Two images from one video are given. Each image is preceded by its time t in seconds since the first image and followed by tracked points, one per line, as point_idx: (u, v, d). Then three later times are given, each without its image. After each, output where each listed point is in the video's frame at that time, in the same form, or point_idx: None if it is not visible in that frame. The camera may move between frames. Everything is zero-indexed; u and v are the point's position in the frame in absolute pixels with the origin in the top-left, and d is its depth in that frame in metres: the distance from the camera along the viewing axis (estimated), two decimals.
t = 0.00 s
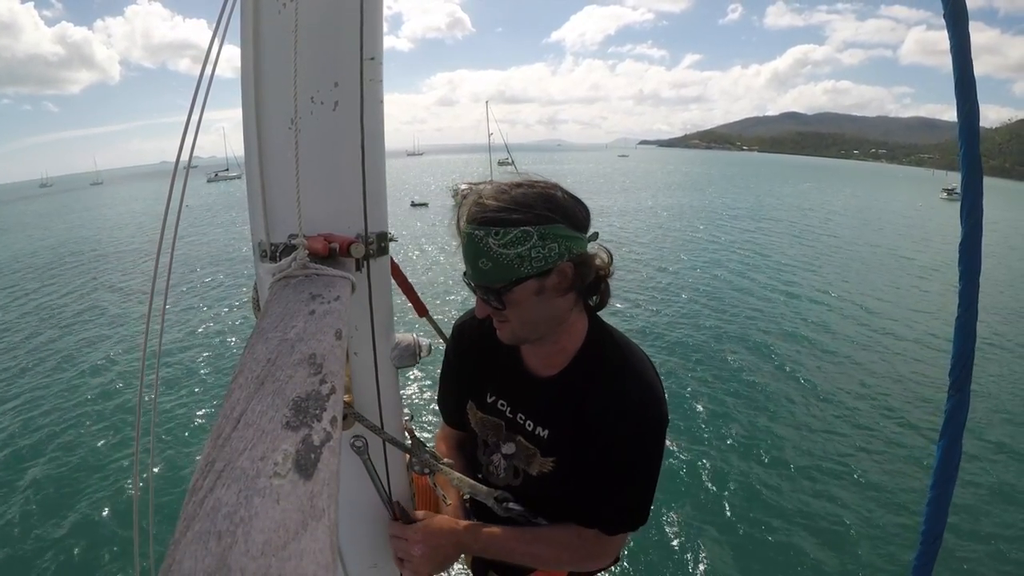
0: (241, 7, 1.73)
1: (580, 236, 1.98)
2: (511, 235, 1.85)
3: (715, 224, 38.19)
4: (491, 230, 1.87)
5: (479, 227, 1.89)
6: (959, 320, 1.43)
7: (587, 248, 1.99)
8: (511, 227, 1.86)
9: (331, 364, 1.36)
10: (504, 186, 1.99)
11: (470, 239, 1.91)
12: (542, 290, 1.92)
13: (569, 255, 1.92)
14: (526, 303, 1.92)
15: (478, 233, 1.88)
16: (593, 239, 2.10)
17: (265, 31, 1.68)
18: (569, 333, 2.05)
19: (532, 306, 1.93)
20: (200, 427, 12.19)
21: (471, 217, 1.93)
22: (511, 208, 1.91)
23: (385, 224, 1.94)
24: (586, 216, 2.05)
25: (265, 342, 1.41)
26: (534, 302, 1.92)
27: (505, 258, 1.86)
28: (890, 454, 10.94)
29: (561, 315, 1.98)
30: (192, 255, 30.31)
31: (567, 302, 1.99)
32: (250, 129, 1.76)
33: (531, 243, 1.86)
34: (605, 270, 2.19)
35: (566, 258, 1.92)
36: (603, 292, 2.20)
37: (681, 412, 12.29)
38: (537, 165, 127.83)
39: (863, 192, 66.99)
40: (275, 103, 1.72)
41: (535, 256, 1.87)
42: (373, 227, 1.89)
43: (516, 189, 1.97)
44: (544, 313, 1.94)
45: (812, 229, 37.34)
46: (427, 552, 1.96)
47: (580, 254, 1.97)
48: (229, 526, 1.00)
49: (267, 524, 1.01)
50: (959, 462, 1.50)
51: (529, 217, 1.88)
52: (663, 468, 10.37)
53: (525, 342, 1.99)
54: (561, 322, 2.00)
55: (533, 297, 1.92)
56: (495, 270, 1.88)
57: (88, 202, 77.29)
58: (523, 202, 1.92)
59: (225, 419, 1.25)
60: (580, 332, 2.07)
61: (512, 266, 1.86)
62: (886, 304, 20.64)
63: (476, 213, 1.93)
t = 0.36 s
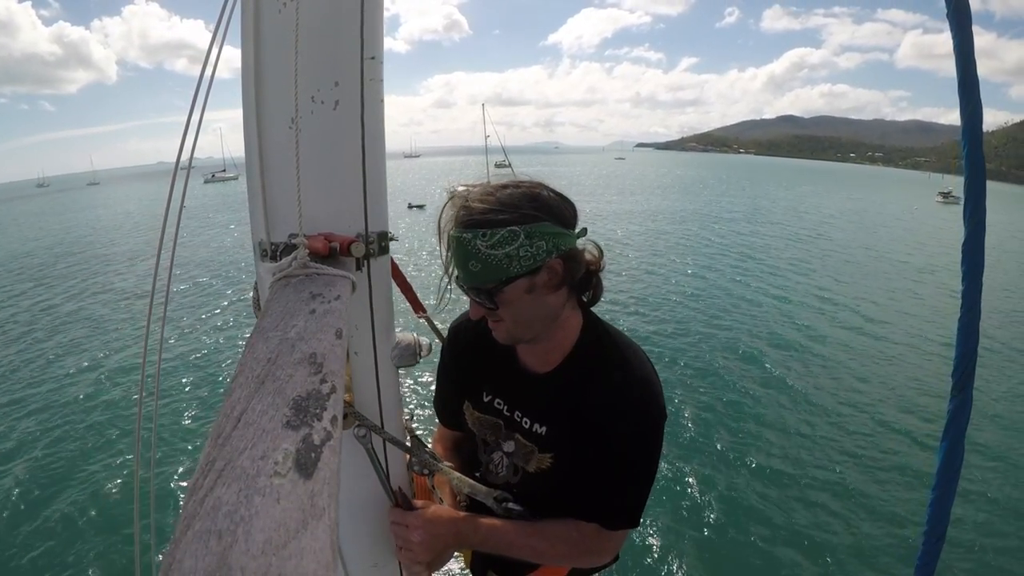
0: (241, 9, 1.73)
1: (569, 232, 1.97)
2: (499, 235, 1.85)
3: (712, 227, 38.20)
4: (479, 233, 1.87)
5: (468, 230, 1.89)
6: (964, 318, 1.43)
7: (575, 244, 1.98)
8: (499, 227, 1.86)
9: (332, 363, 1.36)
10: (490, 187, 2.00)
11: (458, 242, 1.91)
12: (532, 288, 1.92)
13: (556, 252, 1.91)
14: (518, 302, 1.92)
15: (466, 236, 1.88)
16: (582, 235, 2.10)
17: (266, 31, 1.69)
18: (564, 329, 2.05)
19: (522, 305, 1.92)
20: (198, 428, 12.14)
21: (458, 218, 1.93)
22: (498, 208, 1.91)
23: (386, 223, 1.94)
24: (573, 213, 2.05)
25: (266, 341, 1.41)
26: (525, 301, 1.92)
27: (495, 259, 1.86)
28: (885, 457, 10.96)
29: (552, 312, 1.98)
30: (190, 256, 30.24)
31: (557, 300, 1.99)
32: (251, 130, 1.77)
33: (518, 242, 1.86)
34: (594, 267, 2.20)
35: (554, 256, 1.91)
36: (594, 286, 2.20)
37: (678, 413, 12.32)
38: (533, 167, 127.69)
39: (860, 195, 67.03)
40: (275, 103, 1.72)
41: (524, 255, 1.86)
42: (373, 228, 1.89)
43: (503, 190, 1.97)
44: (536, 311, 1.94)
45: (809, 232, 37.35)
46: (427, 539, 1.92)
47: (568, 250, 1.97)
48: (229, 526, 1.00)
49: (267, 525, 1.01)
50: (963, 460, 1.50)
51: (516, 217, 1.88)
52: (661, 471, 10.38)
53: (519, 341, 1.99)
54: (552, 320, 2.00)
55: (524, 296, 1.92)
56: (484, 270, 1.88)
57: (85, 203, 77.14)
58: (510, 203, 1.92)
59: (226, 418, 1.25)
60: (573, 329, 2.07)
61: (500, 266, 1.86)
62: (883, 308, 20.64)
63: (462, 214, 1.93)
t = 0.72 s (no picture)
0: (241, 12, 1.74)
1: (563, 234, 1.98)
2: (492, 238, 1.86)
3: (710, 229, 38.29)
4: (472, 237, 1.88)
5: (461, 234, 1.90)
6: (959, 319, 1.43)
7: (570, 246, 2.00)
8: (491, 231, 1.87)
9: (331, 365, 1.36)
10: (484, 191, 2.01)
11: (453, 247, 1.92)
12: (527, 291, 1.92)
13: (550, 254, 1.92)
14: (513, 304, 1.92)
15: (459, 240, 1.89)
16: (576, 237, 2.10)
17: (265, 32, 1.69)
18: (559, 332, 2.06)
19: (518, 307, 1.93)
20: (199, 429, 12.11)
21: (452, 221, 1.94)
22: (492, 212, 1.92)
23: (385, 225, 1.95)
24: (566, 215, 2.05)
25: (265, 342, 1.41)
26: (520, 304, 1.93)
27: (489, 262, 1.87)
28: (882, 460, 10.98)
29: (548, 314, 1.98)
30: (187, 258, 30.17)
31: (553, 302, 1.99)
32: (250, 132, 1.77)
33: (511, 246, 1.86)
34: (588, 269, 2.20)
35: (548, 258, 1.92)
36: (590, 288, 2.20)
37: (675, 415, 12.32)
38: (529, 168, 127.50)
39: (857, 197, 67.24)
40: (274, 104, 1.72)
41: (517, 258, 1.87)
42: (373, 229, 1.90)
43: (497, 194, 1.99)
44: (531, 314, 1.95)
45: (806, 235, 37.45)
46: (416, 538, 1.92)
47: (562, 252, 1.98)
48: (229, 528, 1.00)
49: (266, 526, 1.01)
50: (960, 461, 1.50)
51: (508, 220, 1.88)
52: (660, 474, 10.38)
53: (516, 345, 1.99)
54: (549, 323, 2.00)
55: (519, 298, 1.92)
56: (478, 275, 1.88)
57: (81, 204, 76.97)
58: (503, 207, 1.93)
59: (225, 421, 1.25)
60: (569, 332, 2.08)
61: (495, 269, 1.86)
62: (881, 310, 20.70)
63: (457, 218, 1.94)
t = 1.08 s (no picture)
0: (241, 13, 1.73)
1: (550, 240, 1.94)
2: (475, 248, 1.85)
3: (707, 229, 38.34)
4: (454, 246, 1.88)
5: (445, 244, 1.90)
6: (959, 320, 1.43)
7: (559, 253, 1.95)
8: (475, 239, 1.86)
9: (330, 368, 1.35)
10: (473, 198, 1.99)
11: (439, 256, 1.92)
12: (514, 300, 1.91)
13: (536, 262, 1.89)
14: (500, 314, 1.92)
15: (443, 249, 1.89)
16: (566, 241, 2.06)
17: (264, 33, 1.68)
18: (553, 341, 2.04)
19: (506, 317, 1.93)
20: (198, 431, 12.09)
21: (440, 230, 1.94)
22: (476, 220, 1.90)
23: (384, 226, 1.94)
24: (555, 219, 2.01)
25: (265, 344, 1.41)
26: (507, 314, 1.92)
27: (473, 273, 1.86)
28: (880, 462, 11.00)
29: (537, 323, 1.96)
30: (185, 259, 30.16)
31: (542, 310, 1.97)
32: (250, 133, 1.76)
33: (494, 255, 1.85)
34: (584, 273, 2.15)
35: (533, 266, 1.89)
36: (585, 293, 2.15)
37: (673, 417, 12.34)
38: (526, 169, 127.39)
39: (853, 197, 67.32)
40: (274, 104, 1.71)
41: (501, 268, 1.85)
42: (372, 230, 1.89)
43: (483, 201, 1.96)
44: (518, 323, 1.93)
45: (804, 235, 37.47)
46: (404, 541, 1.92)
47: (550, 259, 1.94)
48: (229, 529, 1.00)
49: (265, 527, 1.01)
50: (959, 463, 1.51)
51: (491, 228, 1.87)
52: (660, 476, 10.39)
53: (506, 353, 1.99)
54: (541, 332, 1.99)
55: (506, 309, 1.92)
56: (463, 286, 1.88)
57: (79, 206, 76.86)
58: (488, 215, 1.90)
59: (224, 422, 1.25)
60: (565, 340, 2.07)
61: (478, 279, 1.86)
62: (877, 310, 20.73)
63: (443, 226, 1.94)
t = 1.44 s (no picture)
0: (240, 13, 1.73)
1: (540, 246, 1.93)
2: (464, 255, 1.86)
3: (705, 228, 38.37)
4: (444, 255, 1.89)
5: (435, 253, 1.91)
6: (957, 322, 1.44)
7: (548, 258, 1.94)
8: (463, 247, 1.87)
9: (329, 370, 1.35)
10: (462, 207, 2.00)
11: (430, 265, 1.93)
12: (504, 307, 1.91)
13: (524, 268, 1.89)
14: (491, 321, 1.93)
15: (433, 258, 1.91)
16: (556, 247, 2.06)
17: (264, 34, 1.68)
18: (547, 347, 2.04)
19: (497, 323, 1.93)
20: (198, 431, 12.09)
21: (430, 237, 1.95)
22: (465, 228, 1.91)
23: (383, 229, 1.94)
24: (544, 226, 2.01)
25: (264, 346, 1.41)
26: (498, 320, 1.92)
27: (463, 280, 1.87)
28: (878, 460, 11.04)
29: (528, 329, 1.96)
30: (184, 260, 30.14)
31: (534, 316, 1.97)
32: (250, 134, 1.76)
33: (482, 261, 1.85)
34: (576, 279, 2.15)
35: (522, 273, 1.89)
36: (579, 298, 2.15)
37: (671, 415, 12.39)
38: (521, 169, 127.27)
39: (851, 195, 67.36)
40: (274, 104, 1.71)
41: (490, 274, 1.86)
42: (371, 231, 1.89)
43: (473, 210, 1.96)
44: (509, 329, 1.93)
45: (802, 233, 37.50)
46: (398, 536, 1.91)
47: (540, 264, 1.94)
48: (228, 531, 1.00)
49: (266, 528, 1.01)
50: (957, 466, 1.52)
51: (479, 236, 1.87)
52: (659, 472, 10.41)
53: (499, 360, 1.99)
54: (533, 338, 1.99)
55: (497, 315, 1.92)
56: (452, 293, 1.89)
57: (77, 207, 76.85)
58: (477, 223, 1.91)
59: (223, 424, 1.24)
60: (559, 345, 2.07)
61: (467, 286, 1.86)
62: (874, 309, 20.78)
63: (433, 234, 1.95)
